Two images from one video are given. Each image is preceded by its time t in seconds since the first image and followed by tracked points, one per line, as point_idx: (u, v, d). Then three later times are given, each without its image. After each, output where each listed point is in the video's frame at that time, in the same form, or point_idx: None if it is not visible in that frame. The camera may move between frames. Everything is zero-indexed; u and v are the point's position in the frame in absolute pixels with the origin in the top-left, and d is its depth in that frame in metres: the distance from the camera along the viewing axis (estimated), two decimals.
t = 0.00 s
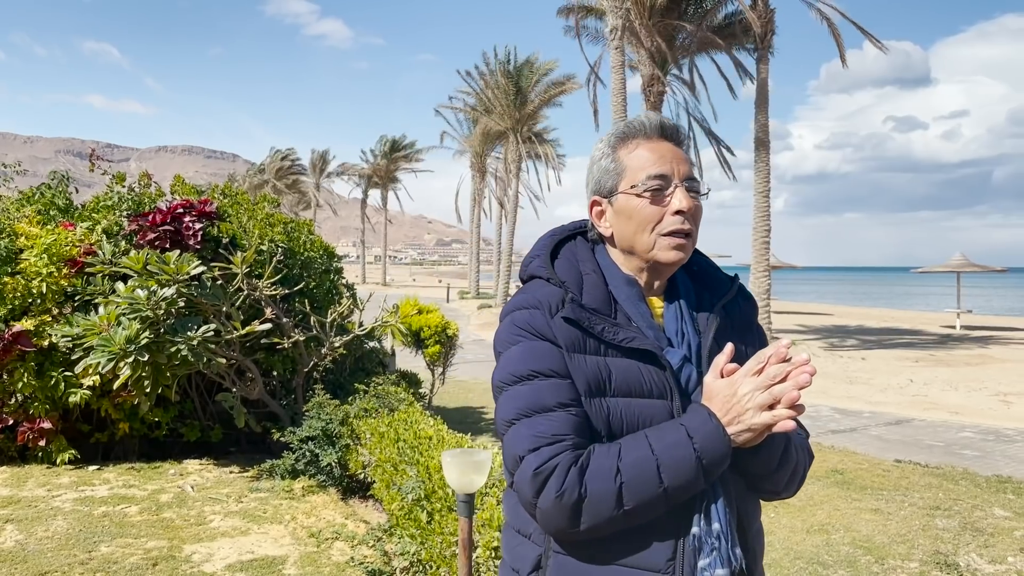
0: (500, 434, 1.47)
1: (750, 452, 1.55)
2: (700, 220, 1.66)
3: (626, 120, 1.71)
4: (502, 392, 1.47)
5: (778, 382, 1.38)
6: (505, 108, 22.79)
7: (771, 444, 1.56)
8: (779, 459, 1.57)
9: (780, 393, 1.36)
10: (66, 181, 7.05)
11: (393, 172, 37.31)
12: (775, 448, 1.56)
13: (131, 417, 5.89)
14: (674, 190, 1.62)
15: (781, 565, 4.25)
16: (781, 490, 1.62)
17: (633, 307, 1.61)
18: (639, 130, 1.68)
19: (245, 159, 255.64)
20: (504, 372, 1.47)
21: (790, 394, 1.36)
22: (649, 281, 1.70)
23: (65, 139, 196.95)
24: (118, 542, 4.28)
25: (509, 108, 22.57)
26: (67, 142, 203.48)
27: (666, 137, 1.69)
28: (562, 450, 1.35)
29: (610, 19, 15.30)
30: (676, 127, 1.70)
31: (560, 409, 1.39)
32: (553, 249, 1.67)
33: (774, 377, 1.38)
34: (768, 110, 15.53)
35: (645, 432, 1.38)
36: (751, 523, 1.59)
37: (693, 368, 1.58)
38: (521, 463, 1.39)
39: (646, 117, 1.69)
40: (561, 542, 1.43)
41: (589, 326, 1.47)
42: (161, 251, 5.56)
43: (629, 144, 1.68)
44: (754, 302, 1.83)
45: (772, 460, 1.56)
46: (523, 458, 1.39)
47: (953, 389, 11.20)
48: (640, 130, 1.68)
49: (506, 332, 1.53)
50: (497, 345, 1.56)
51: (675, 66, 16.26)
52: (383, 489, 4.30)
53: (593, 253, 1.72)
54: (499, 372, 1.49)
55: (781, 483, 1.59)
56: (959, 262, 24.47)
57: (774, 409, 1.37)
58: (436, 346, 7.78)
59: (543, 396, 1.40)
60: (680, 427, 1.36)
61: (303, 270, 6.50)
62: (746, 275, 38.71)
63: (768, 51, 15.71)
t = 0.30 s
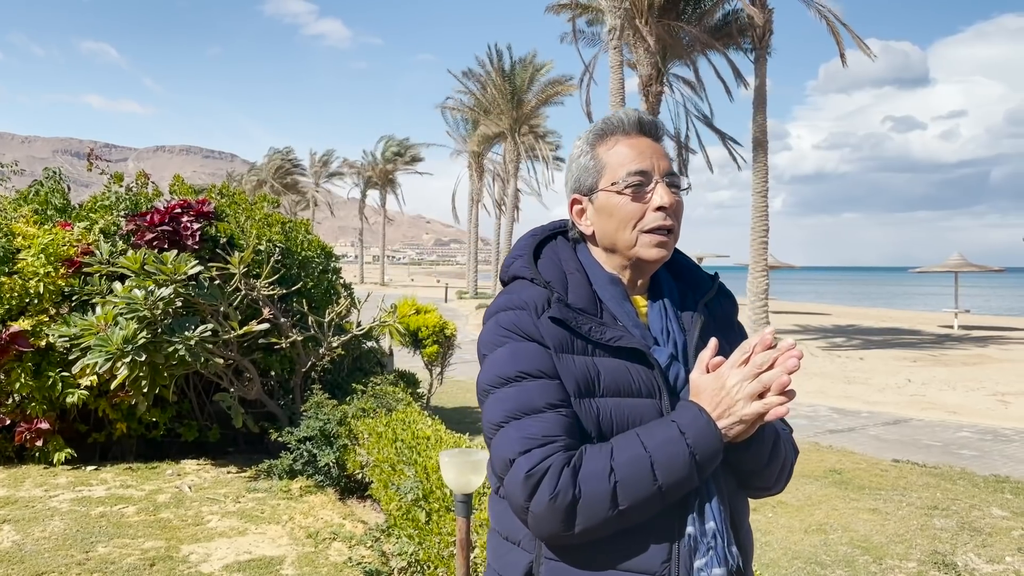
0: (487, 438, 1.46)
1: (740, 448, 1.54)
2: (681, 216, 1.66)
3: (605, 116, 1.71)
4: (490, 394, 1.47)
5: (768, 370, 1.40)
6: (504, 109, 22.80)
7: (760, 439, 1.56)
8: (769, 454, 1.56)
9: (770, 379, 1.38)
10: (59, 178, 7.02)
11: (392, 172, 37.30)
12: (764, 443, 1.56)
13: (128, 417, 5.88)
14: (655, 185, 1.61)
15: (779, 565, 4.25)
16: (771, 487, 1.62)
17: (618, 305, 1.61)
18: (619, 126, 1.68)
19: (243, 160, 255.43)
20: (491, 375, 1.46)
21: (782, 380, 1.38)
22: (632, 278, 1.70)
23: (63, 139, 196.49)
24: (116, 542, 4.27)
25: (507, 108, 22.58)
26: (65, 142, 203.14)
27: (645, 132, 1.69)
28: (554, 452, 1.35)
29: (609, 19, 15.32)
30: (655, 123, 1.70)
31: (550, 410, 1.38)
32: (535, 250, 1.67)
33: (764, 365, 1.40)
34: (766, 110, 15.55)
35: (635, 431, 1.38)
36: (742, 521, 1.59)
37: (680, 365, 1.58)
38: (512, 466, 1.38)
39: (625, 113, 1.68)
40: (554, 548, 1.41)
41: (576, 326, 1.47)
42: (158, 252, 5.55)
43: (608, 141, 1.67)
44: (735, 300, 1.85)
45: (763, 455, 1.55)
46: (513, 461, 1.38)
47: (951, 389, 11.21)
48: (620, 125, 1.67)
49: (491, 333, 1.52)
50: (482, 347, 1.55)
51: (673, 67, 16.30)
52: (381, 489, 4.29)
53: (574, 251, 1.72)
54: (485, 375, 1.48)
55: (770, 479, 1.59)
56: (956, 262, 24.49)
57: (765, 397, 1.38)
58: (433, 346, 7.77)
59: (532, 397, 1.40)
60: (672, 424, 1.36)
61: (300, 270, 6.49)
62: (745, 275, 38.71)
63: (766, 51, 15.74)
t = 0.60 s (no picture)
0: (467, 443, 1.45)
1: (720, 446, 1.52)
2: (659, 216, 1.65)
3: (586, 113, 1.70)
4: (470, 399, 1.45)
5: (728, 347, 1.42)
6: (502, 109, 22.82)
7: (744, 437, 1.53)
8: (753, 452, 1.54)
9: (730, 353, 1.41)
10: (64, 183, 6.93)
11: (390, 172, 37.29)
12: (748, 441, 1.53)
13: (125, 417, 5.87)
14: (632, 184, 1.61)
15: (777, 565, 4.24)
16: (755, 485, 1.61)
17: (599, 307, 1.60)
18: (598, 123, 1.67)
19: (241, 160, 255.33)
20: (471, 379, 1.45)
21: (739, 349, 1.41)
22: (609, 278, 1.70)
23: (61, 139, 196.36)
24: (113, 543, 4.27)
25: (506, 108, 22.59)
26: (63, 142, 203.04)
27: (626, 130, 1.68)
28: (534, 455, 1.34)
29: (606, 20, 15.34)
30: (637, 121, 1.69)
31: (530, 414, 1.38)
32: (514, 250, 1.67)
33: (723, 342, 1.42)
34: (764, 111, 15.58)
35: (614, 431, 1.37)
36: (724, 521, 1.58)
37: (661, 367, 1.58)
38: (491, 471, 1.37)
39: (605, 110, 1.68)
40: (536, 554, 1.41)
41: (556, 328, 1.47)
42: (155, 251, 5.52)
43: (588, 138, 1.67)
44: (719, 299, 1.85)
45: (747, 453, 1.53)
46: (493, 466, 1.36)
47: (949, 389, 11.22)
48: (599, 122, 1.67)
49: (470, 337, 1.51)
50: (461, 352, 1.54)
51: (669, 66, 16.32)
52: (378, 489, 4.28)
53: (555, 251, 1.72)
54: (465, 379, 1.47)
55: (755, 477, 1.58)
56: (954, 262, 24.51)
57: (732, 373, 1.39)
58: (431, 346, 7.77)
59: (512, 401, 1.39)
60: (650, 423, 1.35)
61: (298, 270, 6.48)
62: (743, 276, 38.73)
63: (764, 52, 15.76)
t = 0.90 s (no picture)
0: (450, 439, 1.50)
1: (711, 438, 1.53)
2: (653, 217, 1.64)
3: (580, 114, 1.71)
4: (453, 396, 1.50)
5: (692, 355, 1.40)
6: (500, 110, 22.82)
7: (739, 429, 1.54)
8: (747, 445, 1.55)
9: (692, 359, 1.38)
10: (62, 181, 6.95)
11: (389, 172, 37.24)
12: (743, 433, 1.54)
13: (123, 418, 5.86)
14: (624, 186, 1.61)
15: (775, 565, 4.24)
16: (750, 482, 1.61)
17: (588, 307, 1.60)
18: (592, 123, 1.68)
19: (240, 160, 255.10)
20: (455, 377, 1.49)
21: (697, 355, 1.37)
22: (603, 279, 1.70)
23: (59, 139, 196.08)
24: (110, 544, 4.25)
25: (504, 108, 22.59)
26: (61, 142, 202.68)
27: (620, 131, 1.68)
28: (509, 455, 1.37)
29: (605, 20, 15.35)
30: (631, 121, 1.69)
31: (508, 414, 1.41)
32: (507, 250, 1.68)
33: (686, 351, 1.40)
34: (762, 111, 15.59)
35: (591, 430, 1.39)
36: (714, 520, 1.57)
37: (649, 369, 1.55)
38: (469, 469, 1.41)
39: (599, 110, 1.68)
40: (513, 552, 1.44)
41: (540, 328, 1.47)
42: (153, 252, 5.52)
43: (582, 138, 1.68)
44: (718, 302, 1.83)
45: (741, 445, 1.53)
46: (469, 464, 1.41)
47: (947, 388, 11.23)
48: (593, 122, 1.68)
49: (457, 335, 1.55)
50: (450, 350, 1.58)
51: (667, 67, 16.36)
52: (376, 490, 4.28)
53: (549, 250, 1.73)
54: (449, 377, 1.51)
55: (750, 473, 1.58)
56: (953, 263, 24.54)
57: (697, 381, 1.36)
58: (429, 346, 7.77)
59: (492, 400, 1.42)
60: (625, 422, 1.36)
61: (297, 270, 6.48)
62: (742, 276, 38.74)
63: (762, 52, 15.78)
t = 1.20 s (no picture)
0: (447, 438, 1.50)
1: (712, 440, 1.53)
2: (652, 218, 1.64)
3: (582, 113, 1.71)
4: (451, 395, 1.50)
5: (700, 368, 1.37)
6: (498, 110, 22.82)
7: (739, 434, 1.54)
8: (746, 450, 1.54)
9: (702, 374, 1.35)
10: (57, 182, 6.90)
11: (387, 172, 37.25)
12: (743, 437, 1.54)
13: (121, 418, 5.85)
14: (622, 186, 1.60)
15: (774, 566, 4.25)
16: (748, 486, 1.60)
17: (587, 307, 1.60)
18: (593, 123, 1.67)
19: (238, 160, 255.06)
20: (451, 375, 1.50)
21: (708, 375, 1.34)
22: (603, 280, 1.70)
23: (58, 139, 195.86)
24: (109, 544, 4.25)
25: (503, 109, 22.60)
26: (60, 142, 202.62)
27: (621, 131, 1.68)
28: (502, 454, 1.38)
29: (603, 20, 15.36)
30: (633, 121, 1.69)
31: (503, 413, 1.41)
32: (508, 248, 1.69)
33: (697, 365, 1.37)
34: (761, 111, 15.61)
35: (586, 430, 1.39)
36: (710, 521, 1.57)
37: (647, 370, 1.54)
38: (463, 467, 1.42)
39: (600, 110, 1.68)
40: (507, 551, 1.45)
41: (536, 328, 1.47)
42: (151, 252, 5.51)
43: (582, 138, 1.68)
44: (721, 303, 1.82)
45: (740, 449, 1.53)
46: (463, 462, 1.42)
47: (945, 388, 11.25)
48: (594, 123, 1.67)
49: (455, 334, 1.55)
50: (448, 348, 1.58)
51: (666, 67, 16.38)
52: (375, 490, 4.27)
53: (550, 250, 1.73)
54: (447, 375, 1.52)
55: (746, 477, 1.57)
56: (950, 262, 24.60)
57: (696, 398, 1.34)
58: (428, 347, 7.77)
59: (487, 400, 1.42)
60: (619, 424, 1.35)
61: (295, 270, 6.47)
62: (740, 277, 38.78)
63: (760, 52, 15.79)
